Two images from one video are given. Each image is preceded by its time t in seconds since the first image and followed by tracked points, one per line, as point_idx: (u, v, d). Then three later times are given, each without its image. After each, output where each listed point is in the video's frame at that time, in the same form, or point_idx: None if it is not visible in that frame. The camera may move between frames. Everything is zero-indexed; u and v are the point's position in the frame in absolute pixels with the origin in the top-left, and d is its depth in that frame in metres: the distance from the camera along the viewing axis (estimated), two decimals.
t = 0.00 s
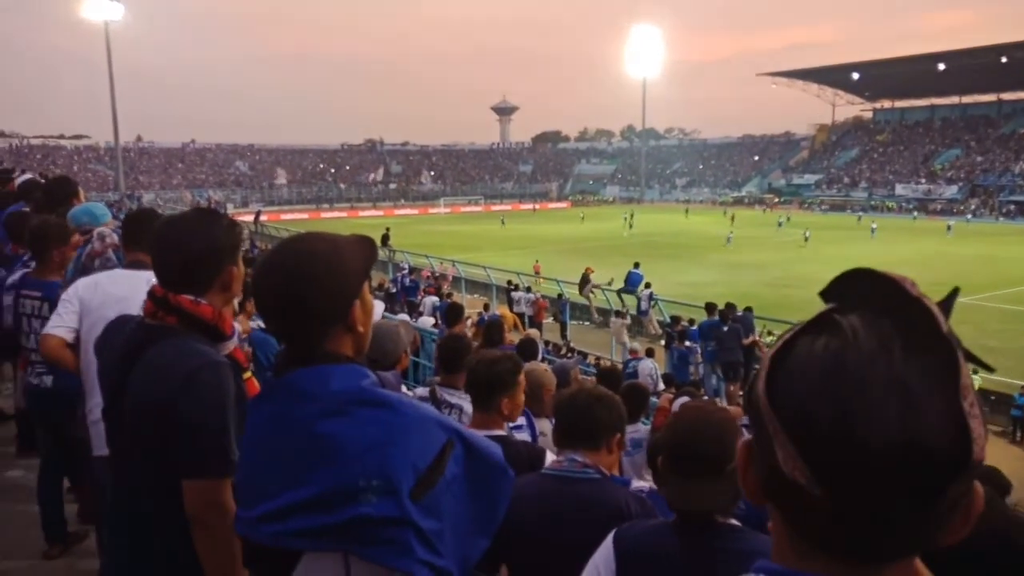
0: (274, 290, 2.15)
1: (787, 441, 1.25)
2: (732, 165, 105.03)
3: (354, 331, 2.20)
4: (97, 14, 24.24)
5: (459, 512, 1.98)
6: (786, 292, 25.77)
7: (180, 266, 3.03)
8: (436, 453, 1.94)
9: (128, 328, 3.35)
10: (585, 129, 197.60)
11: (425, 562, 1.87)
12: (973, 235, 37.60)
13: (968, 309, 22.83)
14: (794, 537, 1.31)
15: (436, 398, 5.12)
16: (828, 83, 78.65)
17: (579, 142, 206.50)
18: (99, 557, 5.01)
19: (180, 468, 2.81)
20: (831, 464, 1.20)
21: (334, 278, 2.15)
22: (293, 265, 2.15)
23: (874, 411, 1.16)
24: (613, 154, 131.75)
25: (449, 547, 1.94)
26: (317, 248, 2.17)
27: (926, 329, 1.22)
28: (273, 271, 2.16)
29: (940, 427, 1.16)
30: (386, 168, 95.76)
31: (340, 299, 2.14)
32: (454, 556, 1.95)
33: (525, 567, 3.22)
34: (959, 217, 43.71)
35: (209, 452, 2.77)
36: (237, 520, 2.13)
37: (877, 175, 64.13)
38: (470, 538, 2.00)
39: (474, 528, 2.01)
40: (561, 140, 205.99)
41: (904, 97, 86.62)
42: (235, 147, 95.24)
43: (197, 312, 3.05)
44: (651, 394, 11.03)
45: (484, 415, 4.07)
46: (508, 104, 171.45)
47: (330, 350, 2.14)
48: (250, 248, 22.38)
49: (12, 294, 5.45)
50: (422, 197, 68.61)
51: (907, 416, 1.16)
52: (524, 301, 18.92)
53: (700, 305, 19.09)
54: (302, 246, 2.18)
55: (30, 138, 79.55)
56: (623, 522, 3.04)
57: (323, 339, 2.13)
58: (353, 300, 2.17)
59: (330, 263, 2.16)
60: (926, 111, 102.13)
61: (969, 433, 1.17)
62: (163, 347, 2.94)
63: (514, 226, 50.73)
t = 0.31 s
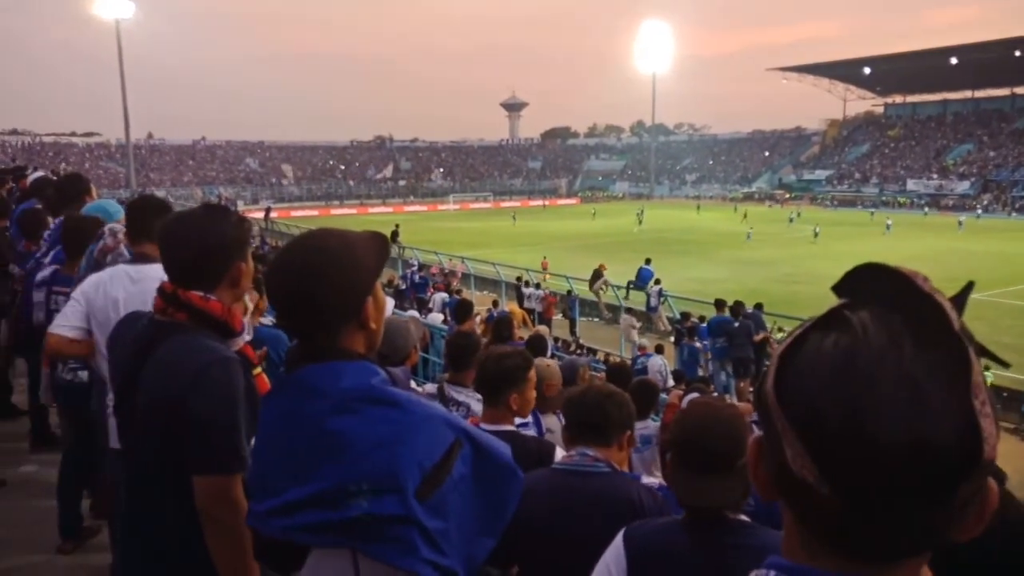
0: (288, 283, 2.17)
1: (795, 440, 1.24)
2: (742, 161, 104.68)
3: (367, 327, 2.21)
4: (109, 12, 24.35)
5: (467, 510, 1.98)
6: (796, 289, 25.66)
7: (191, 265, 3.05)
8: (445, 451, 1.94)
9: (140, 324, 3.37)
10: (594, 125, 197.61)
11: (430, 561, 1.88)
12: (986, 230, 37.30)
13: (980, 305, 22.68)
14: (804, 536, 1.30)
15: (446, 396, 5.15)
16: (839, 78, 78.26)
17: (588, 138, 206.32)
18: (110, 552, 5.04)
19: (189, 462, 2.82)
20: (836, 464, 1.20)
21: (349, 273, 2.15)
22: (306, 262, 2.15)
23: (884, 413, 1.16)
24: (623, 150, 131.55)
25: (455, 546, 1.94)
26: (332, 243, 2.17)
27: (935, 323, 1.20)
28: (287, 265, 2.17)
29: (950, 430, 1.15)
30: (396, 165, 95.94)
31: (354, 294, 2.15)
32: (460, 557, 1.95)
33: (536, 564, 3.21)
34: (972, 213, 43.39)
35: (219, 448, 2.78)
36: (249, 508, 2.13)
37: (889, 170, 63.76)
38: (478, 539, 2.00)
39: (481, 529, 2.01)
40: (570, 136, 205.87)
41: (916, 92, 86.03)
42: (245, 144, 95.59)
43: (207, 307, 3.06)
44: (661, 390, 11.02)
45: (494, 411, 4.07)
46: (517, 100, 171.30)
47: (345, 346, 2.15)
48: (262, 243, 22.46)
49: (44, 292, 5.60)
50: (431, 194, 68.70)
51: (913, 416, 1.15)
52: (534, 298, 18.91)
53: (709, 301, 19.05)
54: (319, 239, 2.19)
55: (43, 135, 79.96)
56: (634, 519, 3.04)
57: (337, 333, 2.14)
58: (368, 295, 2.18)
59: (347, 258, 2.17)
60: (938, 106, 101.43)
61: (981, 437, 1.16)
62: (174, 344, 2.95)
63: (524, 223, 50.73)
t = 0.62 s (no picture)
0: (290, 281, 2.16)
1: (802, 438, 1.24)
2: (746, 158, 104.52)
3: (368, 325, 2.20)
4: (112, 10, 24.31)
5: (469, 506, 1.97)
6: (800, 287, 25.61)
7: (193, 263, 3.05)
8: (448, 448, 1.93)
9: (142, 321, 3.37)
10: (597, 123, 197.42)
11: (433, 556, 1.88)
12: (989, 228, 37.20)
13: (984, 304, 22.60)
14: (813, 534, 1.29)
15: (448, 395, 5.11)
16: (843, 76, 78.07)
17: (591, 136, 206.24)
18: (112, 550, 5.05)
19: (192, 460, 2.82)
20: (842, 461, 1.19)
21: (351, 272, 2.15)
22: (309, 259, 2.15)
23: (892, 412, 1.14)
24: (626, 147, 131.37)
25: (457, 542, 1.94)
26: (335, 241, 2.18)
27: (944, 318, 1.19)
28: (291, 265, 2.17)
29: (962, 423, 1.15)
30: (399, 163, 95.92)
31: (356, 291, 2.15)
32: (462, 552, 1.95)
33: (542, 563, 3.19)
34: (976, 211, 43.26)
35: (223, 445, 2.78)
36: (251, 506, 2.13)
37: (893, 168, 63.56)
38: (479, 535, 1.99)
39: (482, 525, 2.00)
40: (573, 133, 205.79)
41: (921, 89, 85.74)
42: (248, 142, 95.59)
43: (209, 305, 3.06)
44: (664, 388, 11.00)
45: (497, 407, 4.06)
46: (520, 98, 171.10)
47: (346, 344, 2.15)
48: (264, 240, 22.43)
49: (63, 290, 5.49)
50: (434, 192, 68.64)
51: (920, 413, 1.14)
52: (537, 296, 18.87)
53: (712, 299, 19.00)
54: (322, 236, 2.18)
55: (45, 134, 80.03)
56: (640, 516, 3.03)
57: (339, 331, 2.13)
58: (369, 292, 2.17)
59: (349, 256, 2.16)
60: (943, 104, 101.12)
61: (991, 435, 1.16)
62: (176, 341, 2.95)
63: (527, 221, 50.66)
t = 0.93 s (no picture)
0: (289, 282, 2.16)
1: (811, 440, 1.24)
2: (746, 157, 104.60)
3: (367, 326, 2.21)
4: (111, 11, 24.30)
5: (471, 502, 1.98)
6: (800, 286, 25.63)
7: (194, 263, 3.05)
8: (449, 446, 1.94)
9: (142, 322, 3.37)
10: (597, 123, 197.49)
11: (436, 554, 1.88)
12: (989, 226, 37.22)
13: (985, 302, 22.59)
14: (819, 532, 1.29)
15: (449, 394, 5.11)
16: (843, 75, 78.09)
17: (591, 136, 206.33)
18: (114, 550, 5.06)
19: (194, 462, 2.82)
20: (853, 459, 1.19)
21: (351, 271, 2.15)
22: (307, 259, 2.15)
23: (901, 409, 1.15)
24: (626, 147, 131.42)
25: (460, 539, 1.95)
26: (333, 239, 2.18)
27: (946, 316, 1.20)
28: (289, 266, 2.17)
29: (970, 422, 1.16)
30: (399, 163, 95.97)
31: (356, 291, 2.15)
32: (464, 549, 1.96)
33: (549, 560, 3.19)
34: (976, 209, 43.27)
35: (226, 445, 2.79)
36: (252, 507, 2.13)
37: (893, 167, 63.55)
38: (480, 533, 2.00)
39: (484, 523, 2.01)
40: (573, 133, 205.89)
41: (920, 88, 85.74)
42: (248, 143, 95.64)
43: (209, 305, 3.06)
44: (664, 387, 11.03)
45: (499, 405, 4.05)
46: (519, 98, 171.14)
47: (345, 344, 2.15)
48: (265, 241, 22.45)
49: (69, 293, 5.42)
50: (434, 192, 68.67)
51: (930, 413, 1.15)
52: (537, 295, 18.90)
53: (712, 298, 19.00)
54: (321, 236, 2.19)
55: (46, 135, 80.11)
56: (645, 514, 3.03)
57: (338, 332, 2.14)
58: (368, 293, 2.18)
59: (348, 256, 2.16)
60: (943, 102, 101.09)
61: (998, 431, 1.16)
62: (177, 341, 2.96)
63: (528, 221, 50.65)
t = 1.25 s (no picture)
0: (293, 277, 2.16)
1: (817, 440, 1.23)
2: (750, 154, 104.28)
3: (370, 323, 2.20)
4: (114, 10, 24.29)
5: (473, 499, 1.98)
6: (804, 282, 25.55)
7: (199, 261, 3.05)
8: (452, 444, 1.94)
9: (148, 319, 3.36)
10: (601, 120, 197.14)
11: (439, 552, 1.88)
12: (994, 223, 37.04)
13: (990, 299, 22.47)
14: (825, 530, 1.29)
15: (455, 389, 5.11)
16: (848, 71, 77.74)
17: (595, 133, 206.02)
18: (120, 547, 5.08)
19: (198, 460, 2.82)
20: (860, 457, 1.18)
21: (354, 267, 2.15)
22: (308, 257, 2.15)
23: (909, 403, 1.14)
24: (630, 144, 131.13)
25: (463, 538, 1.94)
26: (335, 237, 2.18)
27: (954, 312, 1.19)
28: (292, 262, 2.17)
29: (974, 418, 1.15)
30: (403, 160, 95.87)
31: (359, 285, 2.15)
32: (467, 546, 1.96)
33: (556, 556, 3.18)
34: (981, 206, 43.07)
35: (230, 443, 2.78)
36: (255, 505, 2.12)
37: (898, 163, 63.29)
38: (484, 530, 2.00)
39: (488, 521, 2.01)
40: (577, 131, 205.66)
41: (926, 83, 85.26)
42: (252, 141, 95.71)
43: (214, 301, 3.06)
44: (668, 384, 11.02)
45: (503, 401, 4.05)
46: (523, 96, 171.00)
47: (348, 341, 2.14)
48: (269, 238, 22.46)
49: (73, 290, 5.40)
50: (438, 189, 68.61)
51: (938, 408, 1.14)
52: (541, 292, 18.91)
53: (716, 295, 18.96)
54: (322, 233, 2.18)
55: (51, 135, 80.32)
56: (651, 510, 3.03)
57: (341, 329, 2.13)
58: (371, 290, 2.17)
59: (352, 253, 2.16)
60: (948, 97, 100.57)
61: (1006, 426, 1.15)
62: (183, 338, 2.96)
63: (531, 218, 50.58)
